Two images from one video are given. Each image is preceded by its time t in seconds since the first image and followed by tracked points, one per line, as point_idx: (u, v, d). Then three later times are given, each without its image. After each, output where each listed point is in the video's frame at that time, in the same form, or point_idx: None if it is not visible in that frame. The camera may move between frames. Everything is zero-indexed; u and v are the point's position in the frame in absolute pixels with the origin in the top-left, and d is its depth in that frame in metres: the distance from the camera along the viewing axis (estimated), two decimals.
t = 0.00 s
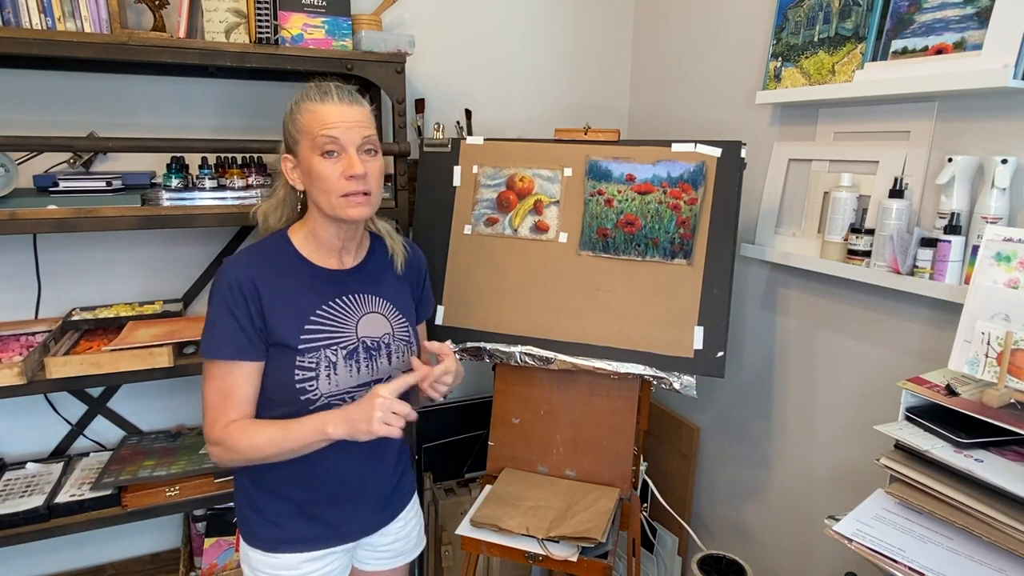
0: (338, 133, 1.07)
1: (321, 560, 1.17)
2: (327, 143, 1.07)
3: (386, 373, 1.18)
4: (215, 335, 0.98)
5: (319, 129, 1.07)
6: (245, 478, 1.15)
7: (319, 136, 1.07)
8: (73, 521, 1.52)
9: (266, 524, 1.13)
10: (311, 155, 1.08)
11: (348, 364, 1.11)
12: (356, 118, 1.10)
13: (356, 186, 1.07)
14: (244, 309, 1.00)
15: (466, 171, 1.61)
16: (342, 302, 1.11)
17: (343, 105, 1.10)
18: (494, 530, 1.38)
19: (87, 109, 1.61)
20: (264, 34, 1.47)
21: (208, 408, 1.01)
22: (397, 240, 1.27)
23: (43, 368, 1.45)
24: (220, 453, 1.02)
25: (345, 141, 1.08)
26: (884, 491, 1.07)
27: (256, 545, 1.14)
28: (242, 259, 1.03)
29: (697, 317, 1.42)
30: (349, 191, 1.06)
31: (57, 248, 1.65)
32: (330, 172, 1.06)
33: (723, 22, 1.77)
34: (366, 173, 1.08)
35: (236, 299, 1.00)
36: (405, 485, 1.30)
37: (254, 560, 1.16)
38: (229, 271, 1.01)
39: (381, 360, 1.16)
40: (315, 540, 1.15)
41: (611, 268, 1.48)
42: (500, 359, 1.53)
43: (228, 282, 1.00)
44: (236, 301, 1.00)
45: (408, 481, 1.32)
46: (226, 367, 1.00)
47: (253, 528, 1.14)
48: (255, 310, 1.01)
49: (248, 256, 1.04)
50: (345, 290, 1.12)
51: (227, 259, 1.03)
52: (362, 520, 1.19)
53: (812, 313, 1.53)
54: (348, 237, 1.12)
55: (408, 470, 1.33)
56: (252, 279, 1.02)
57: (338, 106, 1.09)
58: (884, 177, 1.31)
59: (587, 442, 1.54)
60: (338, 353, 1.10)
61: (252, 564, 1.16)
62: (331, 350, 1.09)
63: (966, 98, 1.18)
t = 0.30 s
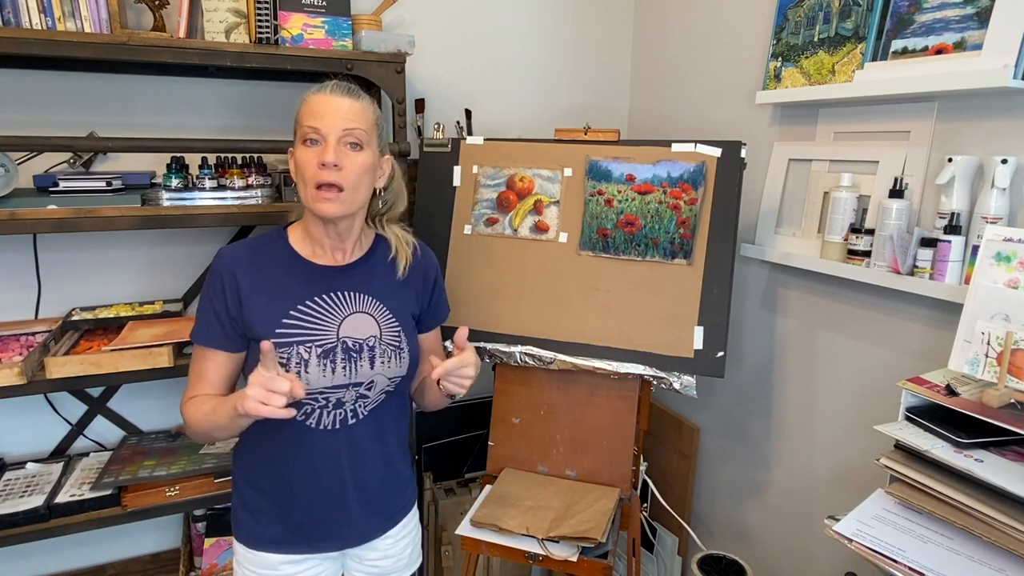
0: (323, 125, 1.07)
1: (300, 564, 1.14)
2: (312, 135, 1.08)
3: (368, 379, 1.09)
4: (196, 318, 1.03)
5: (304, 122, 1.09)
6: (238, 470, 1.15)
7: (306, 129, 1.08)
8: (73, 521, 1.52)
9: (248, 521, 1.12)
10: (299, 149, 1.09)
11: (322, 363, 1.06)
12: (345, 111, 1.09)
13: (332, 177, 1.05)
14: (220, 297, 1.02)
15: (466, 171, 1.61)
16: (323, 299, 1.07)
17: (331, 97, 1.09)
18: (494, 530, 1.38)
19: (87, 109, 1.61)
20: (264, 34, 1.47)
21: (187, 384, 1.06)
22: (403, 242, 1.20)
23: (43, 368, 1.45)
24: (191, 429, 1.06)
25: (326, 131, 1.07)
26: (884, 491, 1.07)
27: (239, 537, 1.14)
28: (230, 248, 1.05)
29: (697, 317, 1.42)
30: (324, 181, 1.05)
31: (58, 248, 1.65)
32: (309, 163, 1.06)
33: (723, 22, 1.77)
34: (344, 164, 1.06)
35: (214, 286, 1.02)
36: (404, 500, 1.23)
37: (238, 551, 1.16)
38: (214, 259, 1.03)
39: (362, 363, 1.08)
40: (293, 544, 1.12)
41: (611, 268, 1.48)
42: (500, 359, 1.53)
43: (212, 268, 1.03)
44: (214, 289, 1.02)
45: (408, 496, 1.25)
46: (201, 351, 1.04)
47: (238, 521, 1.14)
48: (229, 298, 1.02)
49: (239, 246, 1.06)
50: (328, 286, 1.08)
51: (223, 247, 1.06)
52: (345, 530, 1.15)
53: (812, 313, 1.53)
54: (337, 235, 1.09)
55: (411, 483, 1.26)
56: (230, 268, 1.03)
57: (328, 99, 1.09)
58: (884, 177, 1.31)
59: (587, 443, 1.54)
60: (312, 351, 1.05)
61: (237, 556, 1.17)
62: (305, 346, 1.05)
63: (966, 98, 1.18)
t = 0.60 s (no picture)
0: (328, 131, 1.06)
1: (286, 563, 1.13)
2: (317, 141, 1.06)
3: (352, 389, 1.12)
4: (192, 318, 1.04)
5: (307, 125, 1.07)
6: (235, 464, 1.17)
7: (310, 133, 1.06)
8: (73, 521, 1.52)
9: (239, 514, 1.13)
10: (301, 153, 1.08)
11: (306, 372, 1.07)
12: (349, 116, 1.08)
13: (337, 186, 1.05)
14: (215, 299, 1.03)
15: (466, 171, 1.61)
16: (314, 306, 1.07)
17: (335, 101, 1.08)
18: (494, 530, 1.38)
19: (87, 109, 1.62)
20: (264, 34, 1.47)
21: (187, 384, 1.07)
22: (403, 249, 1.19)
23: (43, 368, 1.45)
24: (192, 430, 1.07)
25: (331, 137, 1.06)
26: (884, 491, 1.07)
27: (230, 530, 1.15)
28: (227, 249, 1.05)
29: (697, 317, 1.42)
30: (329, 190, 1.05)
31: (58, 248, 1.65)
32: (315, 170, 1.06)
33: (723, 22, 1.77)
34: (350, 173, 1.05)
35: (210, 287, 1.03)
36: (397, 508, 1.22)
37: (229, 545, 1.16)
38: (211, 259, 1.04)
39: (348, 373, 1.11)
40: (279, 540, 1.11)
41: (611, 268, 1.48)
42: (500, 359, 1.53)
43: (210, 268, 1.04)
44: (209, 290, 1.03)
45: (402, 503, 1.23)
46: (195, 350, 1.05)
47: (230, 514, 1.15)
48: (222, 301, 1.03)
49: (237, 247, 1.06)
50: (320, 293, 1.08)
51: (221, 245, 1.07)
52: (332, 531, 1.13)
53: (812, 314, 1.53)
54: (336, 241, 1.09)
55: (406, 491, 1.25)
56: (225, 271, 1.04)
57: (332, 103, 1.07)
58: (884, 177, 1.31)
59: (587, 442, 1.54)
60: (298, 359, 1.06)
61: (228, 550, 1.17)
62: (290, 354, 1.06)
63: (966, 98, 1.18)
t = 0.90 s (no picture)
0: (338, 138, 1.06)
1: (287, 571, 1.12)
2: (327, 147, 1.06)
3: (358, 389, 1.12)
4: (187, 326, 1.01)
5: (315, 131, 1.06)
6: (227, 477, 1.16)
7: (319, 138, 1.06)
8: (73, 521, 1.52)
9: (235, 525, 1.12)
10: (308, 157, 1.07)
11: (312, 374, 1.07)
12: (359, 124, 1.08)
13: (349, 194, 1.06)
14: (213, 307, 1.01)
15: (466, 171, 1.61)
16: (317, 309, 1.07)
17: (344, 108, 1.08)
18: (494, 530, 1.38)
19: (87, 109, 1.61)
20: (264, 34, 1.47)
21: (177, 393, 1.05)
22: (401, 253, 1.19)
23: (44, 368, 1.45)
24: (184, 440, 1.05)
25: (342, 146, 1.06)
26: (884, 491, 1.07)
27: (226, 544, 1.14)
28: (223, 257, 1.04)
29: (697, 316, 1.42)
30: (342, 198, 1.06)
31: (57, 248, 1.66)
32: (326, 176, 1.06)
33: (723, 22, 1.77)
34: (363, 182, 1.07)
35: (206, 294, 1.01)
36: (394, 508, 1.22)
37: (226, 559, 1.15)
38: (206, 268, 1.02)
39: (353, 373, 1.11)
40: (278, 549, 1.11)
41: (611, 268, 1.48)
42: (500, 359, 1.53)
43: (203, 275, 1.02)
44: (207, 297, 1.01)
45: (399, 504, 1.24)
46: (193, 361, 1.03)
47: (226, 527, 1.14)
48: (222, 308, 1.02)
49: (234, 253, 1.05)
50: (322, 296, 1.08)
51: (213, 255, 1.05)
52: (333, 535, 1.13)
53: (812, 314, 1.53)
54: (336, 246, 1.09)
55: (402, 491, 1.26)
56: (224, 278, 1.02)
57: (342, 110, 1.08)
58: (884, 177, 1.31)
59: (587, 442, 1.54)
60: (303, 362, 1.06)
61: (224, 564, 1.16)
62: (296, 356, 1.06)
63: (966, 98, 1.18)
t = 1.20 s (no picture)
0: (357, 143, 1.08)
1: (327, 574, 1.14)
2: (350, 153, 1.07)
3: (383, 375, 1.16)
4: (198, 358, 0.95)
5: (338, 136, 1.06)
6: (240, 502, 1.11)
7: (339, 144, 1.06)
8: (72, 521, 1.52)
9: (267, 545, 1.10)
10: (327, 163, 1.05)
11: (348, 369, 1.09)
12: (370, 129, 1.11)
13: (369, 197, 1.10)
14: (228, 328, 0.97)
15: (466, 171, 1.61)
16: (335, 307, 1.10)
17: (353, 114, 1.10)
18: (494, 530, 1.38)
19: (87, 109, 1.62)
20: (264, 34, 1.47)
21: (187, 436, 0.97)
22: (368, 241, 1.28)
23: (44, 367, 1.45)
24: (207, 484, 0.97)
25: (363, 151, 1.09)
26: (884, 491, 1.07)
27: (255, 568, 1.11)
28: (223, 277, 1.00)
29: (697, 316, 1.42)
30: (362, 202, 1.09)
31: (57, 248, 1.66)
32: (350, 182, 1.07)
33: (723, 21, 1.77)
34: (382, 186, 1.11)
35: (219, 317, 0.96)
36: (401, 495, 1.29)
37: None
38: (208, 292, 0.97)
39: (378, 362, 1.14)
40: (319, 556, 1.12)
41: (611, 268, 1.48)
42: (500, 359, 1.53)
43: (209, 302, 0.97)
44: (219, 321, 0.96)
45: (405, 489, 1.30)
46: (212, 393, 0.96)
47: (252, 551, 1.11)
48: (241, 327, 0.98)
49: (232, 271, 1.01)
50: (332, 295, 1.11)
51: (204, 279, 0.99)
52: (367, 530, 1.17)
53: (812, 314, 1.53)
54: (334, 243, 1.13)
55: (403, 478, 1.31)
56: (236, 297, 0.98)
57: (354, 115, 1.10)
58: (884, 177, 1.31)
59: (587, 442, 1.54)
60: (337, 359, 1.08)
61: None
62: (329, 357, 1.07)
63: (966, 98, 1.18)
